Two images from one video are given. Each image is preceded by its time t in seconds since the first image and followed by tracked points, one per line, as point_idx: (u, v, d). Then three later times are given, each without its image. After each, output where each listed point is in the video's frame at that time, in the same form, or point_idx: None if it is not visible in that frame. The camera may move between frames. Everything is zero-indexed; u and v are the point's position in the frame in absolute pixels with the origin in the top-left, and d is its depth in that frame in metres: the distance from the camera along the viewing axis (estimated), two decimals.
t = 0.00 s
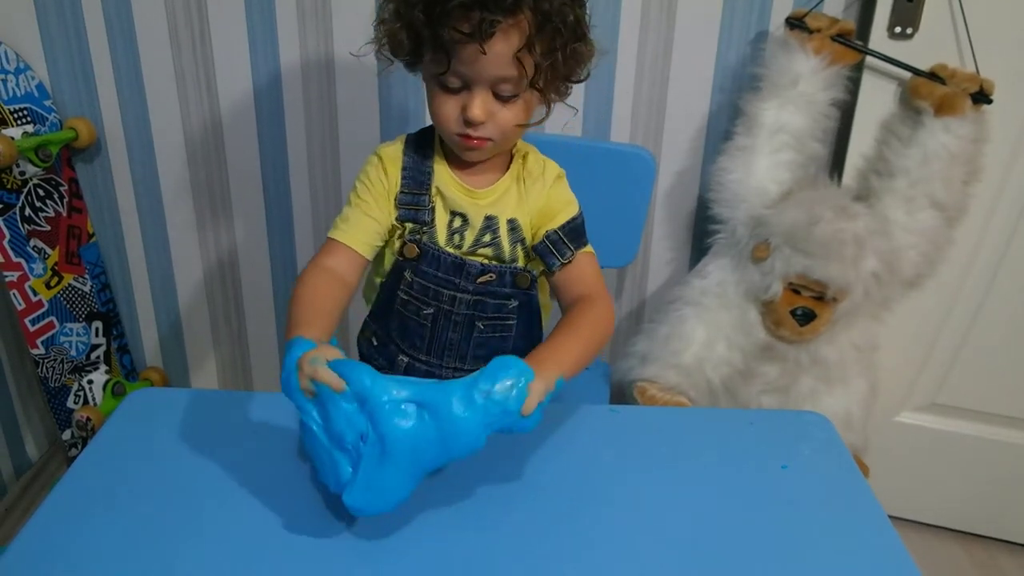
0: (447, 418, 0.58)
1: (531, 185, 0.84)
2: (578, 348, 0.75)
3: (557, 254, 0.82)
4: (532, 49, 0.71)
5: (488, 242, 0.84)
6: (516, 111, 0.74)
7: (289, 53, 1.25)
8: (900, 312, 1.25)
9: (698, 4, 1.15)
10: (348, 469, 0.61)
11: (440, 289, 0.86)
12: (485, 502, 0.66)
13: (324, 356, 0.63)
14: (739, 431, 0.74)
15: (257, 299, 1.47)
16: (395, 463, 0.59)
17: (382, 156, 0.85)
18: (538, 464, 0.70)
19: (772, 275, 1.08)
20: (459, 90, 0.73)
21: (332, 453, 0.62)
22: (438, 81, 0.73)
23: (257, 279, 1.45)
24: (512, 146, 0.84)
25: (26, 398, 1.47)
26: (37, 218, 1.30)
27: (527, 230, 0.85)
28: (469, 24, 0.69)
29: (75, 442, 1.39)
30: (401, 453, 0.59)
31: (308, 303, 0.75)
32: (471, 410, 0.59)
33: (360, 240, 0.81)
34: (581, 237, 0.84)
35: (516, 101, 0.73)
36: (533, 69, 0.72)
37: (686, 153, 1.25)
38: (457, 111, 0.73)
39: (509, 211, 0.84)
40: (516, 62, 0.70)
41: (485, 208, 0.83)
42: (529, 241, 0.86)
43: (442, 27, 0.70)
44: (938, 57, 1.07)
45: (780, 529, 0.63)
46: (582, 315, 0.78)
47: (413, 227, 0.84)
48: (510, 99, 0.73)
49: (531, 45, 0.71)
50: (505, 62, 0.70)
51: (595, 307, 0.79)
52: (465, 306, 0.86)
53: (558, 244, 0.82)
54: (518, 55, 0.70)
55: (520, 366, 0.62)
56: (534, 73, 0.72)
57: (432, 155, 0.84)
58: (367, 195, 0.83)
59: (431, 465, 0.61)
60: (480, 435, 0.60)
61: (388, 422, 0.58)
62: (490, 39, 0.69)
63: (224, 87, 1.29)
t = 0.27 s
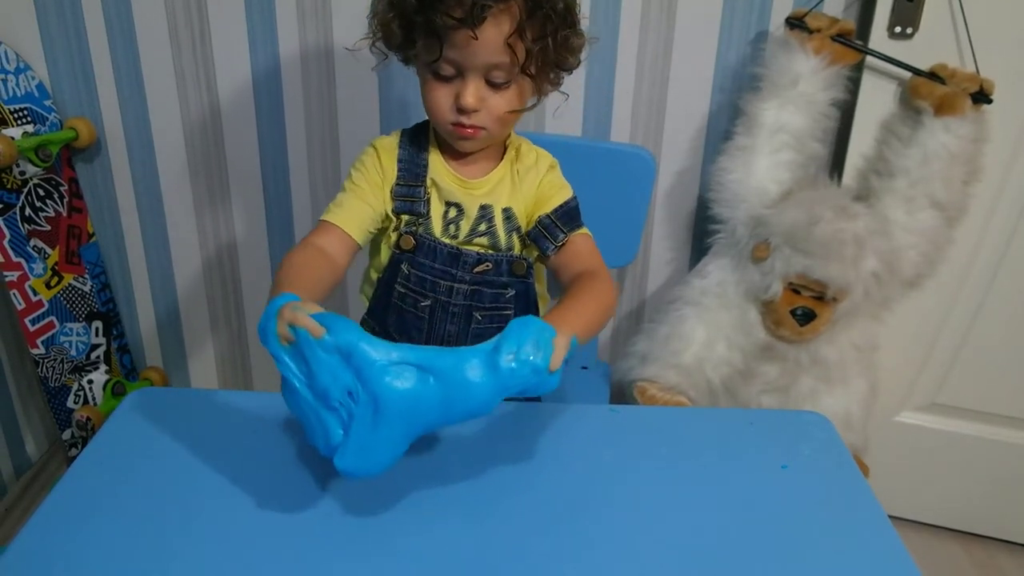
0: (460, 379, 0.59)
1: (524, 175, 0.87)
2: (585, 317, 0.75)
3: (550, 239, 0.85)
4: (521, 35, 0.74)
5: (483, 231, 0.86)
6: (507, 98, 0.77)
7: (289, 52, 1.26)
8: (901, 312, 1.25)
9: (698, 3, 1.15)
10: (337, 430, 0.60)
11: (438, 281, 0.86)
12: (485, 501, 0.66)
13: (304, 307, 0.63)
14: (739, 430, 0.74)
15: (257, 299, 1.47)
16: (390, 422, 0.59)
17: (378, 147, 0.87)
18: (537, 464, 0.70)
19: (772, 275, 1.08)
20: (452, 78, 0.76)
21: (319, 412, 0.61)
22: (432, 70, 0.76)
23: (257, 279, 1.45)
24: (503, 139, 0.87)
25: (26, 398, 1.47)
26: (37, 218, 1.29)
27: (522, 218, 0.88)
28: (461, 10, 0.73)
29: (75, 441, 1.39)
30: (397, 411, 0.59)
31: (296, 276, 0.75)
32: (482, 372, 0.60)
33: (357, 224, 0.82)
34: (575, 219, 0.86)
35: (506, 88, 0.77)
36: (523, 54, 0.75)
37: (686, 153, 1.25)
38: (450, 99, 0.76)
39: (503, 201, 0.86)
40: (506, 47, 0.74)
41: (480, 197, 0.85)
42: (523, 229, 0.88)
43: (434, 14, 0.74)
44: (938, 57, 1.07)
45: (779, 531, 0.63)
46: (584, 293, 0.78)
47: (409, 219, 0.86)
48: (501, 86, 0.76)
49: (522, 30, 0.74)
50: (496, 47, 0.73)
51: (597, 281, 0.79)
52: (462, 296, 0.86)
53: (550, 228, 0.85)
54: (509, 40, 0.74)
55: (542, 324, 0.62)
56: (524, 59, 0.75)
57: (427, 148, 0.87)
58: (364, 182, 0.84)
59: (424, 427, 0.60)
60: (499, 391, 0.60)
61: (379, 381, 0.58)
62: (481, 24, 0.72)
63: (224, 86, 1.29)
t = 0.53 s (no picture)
0: (470, 357, 0.59)
1: (519, 169, 0.87)
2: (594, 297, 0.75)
3: (545, 231, 0.84)
4: (514, 25, 0.74)
5: (479, 226, 0.86)
6: (500, 89, 0.77)
7: (289, 51, 1.26)
8: (901, 312, 1.25)
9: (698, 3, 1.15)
10: (329, 409, 0.61)
11: (435, 277, 0.86)
12: (485, 500, 0.66)
13: (283, 277, 0.63)
14: (738, 430, 0.74)
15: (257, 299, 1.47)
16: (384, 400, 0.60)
17: (375, 142, 0.87)
18: (536, 463, 0.70)
19: (772, 275, 1.08)
20: (445, 70, 0.76)
21: (309, 391, 0.61)
22: (425, 63, 0.77)
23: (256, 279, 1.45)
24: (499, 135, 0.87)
25: (26, 398, 1.47)
26: (37, 218, 1.29)
27: (517, 213, 0.88)
28: None
29: (75, 442, 1.39)
30: (388, 389, 0.59)
31: (285, 256, 0.74)
32: (490, 351, 0.59)
33: (351, 217, 0.82)
34: (570, 210, 0.86)
35: (500, 79, 0.77)
36: (516, 44, 0.76)
37: (686, 153, 1.25)
38: (443, 92, 0.76)
39: (498, 196, 0.87)
40: (498, 37, 0.74)
41: (475, 193, 0.86)
42: (519, 224, 0.88)
43: (426, 4, 0.74)
44: (938, 57, 1.07)
45: (779, 531, 0.63)
46: (594, 277, 0.77)
47: (406, 216, 0.86)
48: (494, 78, 0.77)
49: (514, 19, 0.74)
50: (488, 37, 0.74)
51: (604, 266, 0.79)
52: (460, 293, 0.86)
53: (545, 221, 0.85)
54: (501, 29, 0.74)
55: (559, 300, 0.61)
56: (516, 50, 0.76)
57: (423, 144, 0.87)
58: (360, 177, 0.85)
59: (416, 402, 0.61)
60: (518, 365, 0.59)
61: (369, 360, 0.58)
62: (472, 13, 0.72)
63: (224, 86, 1.29)
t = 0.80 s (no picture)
0: (488, 337, 0.58)
1: (517, 167, 0.87)
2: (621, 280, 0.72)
3: (543, 226, 0.84)
4: (509, 20, 0.75)
5: (476, 224, 0.86)
6: (496, 85, 0.77)
7: (289, 51, 1.26)
8: (900, 312, 1.25)
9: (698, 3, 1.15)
10: (319, 388, 0.61)
11: (433, 275, 0.86)
12: (485, 499, 0.66)
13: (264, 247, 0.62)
14: (738, 430, 0.74)
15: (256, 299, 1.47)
16: (378, 377, 0.60)
17: (374, 138, 0.88)
18: (536, 463, 0.70)
19: (772, 275, 1.08)
20: (441, 66, 0.76)
21: (298, 370, 0.61)
22: (421, 59, 0.77)
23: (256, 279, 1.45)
24: (497, 134, 0.87)
25: (26, 398, 1.47)
26: (37, 218, 1.29)
27: (515, 211, 0.87)
28: None
29: (75, 442, 1.39)
30: (383, 367, 0.60)
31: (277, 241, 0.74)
32: (507, 331, 0.58)
33: (347, 209, 0.82)
34: (568, 202, 0.85)
35: (496, 75, 0.77)
36: (511, 40, 0.76)
37: (686, 153, 1.26)
38: (440, 88, 0.76)
39: (496, 194, 0.86)
40: (494, 32, 0.74)
41: (472, 191, 0.85)
42: (517, 221, 0.88)
43: None
44: (938, 57, 1.07)
45: (779, 531, 0.63)
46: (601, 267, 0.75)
47: (403, 214, 0.86)
48: (490, 74, 0.77)
49: (509, 14, 0.74)
50: (484, 32, 0.74)
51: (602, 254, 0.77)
52: (458, 290, 0.86)
53: (542, 216, 0.84)
54: (496, 24, 0.74)
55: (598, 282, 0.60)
56: (512, 46, 0.76)
57: (421, 142, 0.87)
58: (358, 171, 0.85)
59: (409, 383, 0.62)
60: (561, 342, 0.58)
61: (360, 337, 0.59)
62: (467, 8, 0.73)
63: (224, 86, 1.29)
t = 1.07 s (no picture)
0: (494, 348, 0.59)
1: (516, 166, 0.87)
2: (628, 278, 0.72)
3: (543, 225, 0.84)
4: (509, 21, 0.75)
5: (476, 224, 0.86)
6: (496, 85, 0.77)
7: (288, 51, 1.26)
8: (900, 312, 1.25)
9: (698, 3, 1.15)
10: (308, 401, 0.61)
11: (434, 275, 0.86)
12: (485, 499, 0.66)
13: (251, 247, 0.62)
14: (738, 430, 0.74)
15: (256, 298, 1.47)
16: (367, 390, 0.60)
17: (374, 138, 0.88)
18: (536, 463, 0.70)
19: (772, 275, 1.08)
20: (441, 66, 0.76)
21: (287, 379, 0.61)
22: (421, 59, 0.77)
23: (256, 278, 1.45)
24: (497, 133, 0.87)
25: (26, 398, 1.47)
26: (37, 218, 1.29)
27: (515, 211, 0.87)
28: None
29: (74, 442, 1.39)
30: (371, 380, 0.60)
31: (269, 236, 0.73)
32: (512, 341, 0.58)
33: (343, 206, 0.82)
34: (568, 200, 0.85)
35: (496, 75, 0.77)
36: (511, 40, 0.76)
37: (686, 153, 1.26)
38: (439, 88, 0.76)
39: (496, 193, 0.86)
40: (494, 32, 0.74)
41: (472, 190, 0.86)
42: (517, 220, 0.88)
43: None
44: (938, 58, 1.07)
45: (779, 531, 0.63)
46: (603, 267, 0.75)
47: (403, 214, 0.86)
48: (490, 74, 0.77)
49: (509, 15, 0.74)
50: (484, 33, 0.74)
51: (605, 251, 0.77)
52: (458, 290, 0.86)
53: (542, 215, 0.84)
54: (496, 25, 0.74)
55: (616, 286, 0.60)
56: (512, 46, 0.76)
57: (420, 142, 0.87)
58: (357, 169, 0.85)
59: (398, 395, 0.62)
60: (579, 349, 0.58)
61: (353, 349, 0.59)
62: (467, 8, 0.73)
63: (223, 85, 1.29)
